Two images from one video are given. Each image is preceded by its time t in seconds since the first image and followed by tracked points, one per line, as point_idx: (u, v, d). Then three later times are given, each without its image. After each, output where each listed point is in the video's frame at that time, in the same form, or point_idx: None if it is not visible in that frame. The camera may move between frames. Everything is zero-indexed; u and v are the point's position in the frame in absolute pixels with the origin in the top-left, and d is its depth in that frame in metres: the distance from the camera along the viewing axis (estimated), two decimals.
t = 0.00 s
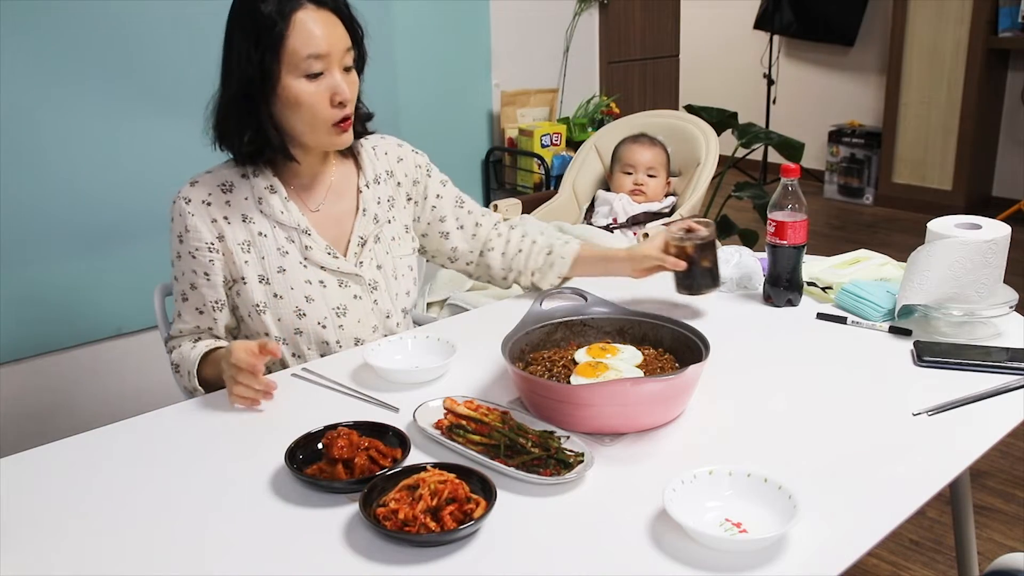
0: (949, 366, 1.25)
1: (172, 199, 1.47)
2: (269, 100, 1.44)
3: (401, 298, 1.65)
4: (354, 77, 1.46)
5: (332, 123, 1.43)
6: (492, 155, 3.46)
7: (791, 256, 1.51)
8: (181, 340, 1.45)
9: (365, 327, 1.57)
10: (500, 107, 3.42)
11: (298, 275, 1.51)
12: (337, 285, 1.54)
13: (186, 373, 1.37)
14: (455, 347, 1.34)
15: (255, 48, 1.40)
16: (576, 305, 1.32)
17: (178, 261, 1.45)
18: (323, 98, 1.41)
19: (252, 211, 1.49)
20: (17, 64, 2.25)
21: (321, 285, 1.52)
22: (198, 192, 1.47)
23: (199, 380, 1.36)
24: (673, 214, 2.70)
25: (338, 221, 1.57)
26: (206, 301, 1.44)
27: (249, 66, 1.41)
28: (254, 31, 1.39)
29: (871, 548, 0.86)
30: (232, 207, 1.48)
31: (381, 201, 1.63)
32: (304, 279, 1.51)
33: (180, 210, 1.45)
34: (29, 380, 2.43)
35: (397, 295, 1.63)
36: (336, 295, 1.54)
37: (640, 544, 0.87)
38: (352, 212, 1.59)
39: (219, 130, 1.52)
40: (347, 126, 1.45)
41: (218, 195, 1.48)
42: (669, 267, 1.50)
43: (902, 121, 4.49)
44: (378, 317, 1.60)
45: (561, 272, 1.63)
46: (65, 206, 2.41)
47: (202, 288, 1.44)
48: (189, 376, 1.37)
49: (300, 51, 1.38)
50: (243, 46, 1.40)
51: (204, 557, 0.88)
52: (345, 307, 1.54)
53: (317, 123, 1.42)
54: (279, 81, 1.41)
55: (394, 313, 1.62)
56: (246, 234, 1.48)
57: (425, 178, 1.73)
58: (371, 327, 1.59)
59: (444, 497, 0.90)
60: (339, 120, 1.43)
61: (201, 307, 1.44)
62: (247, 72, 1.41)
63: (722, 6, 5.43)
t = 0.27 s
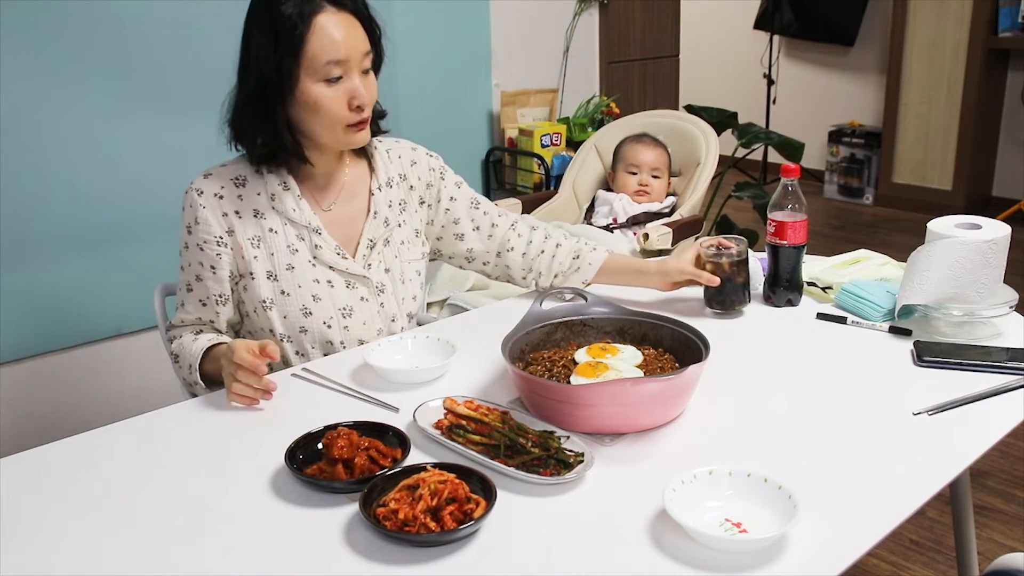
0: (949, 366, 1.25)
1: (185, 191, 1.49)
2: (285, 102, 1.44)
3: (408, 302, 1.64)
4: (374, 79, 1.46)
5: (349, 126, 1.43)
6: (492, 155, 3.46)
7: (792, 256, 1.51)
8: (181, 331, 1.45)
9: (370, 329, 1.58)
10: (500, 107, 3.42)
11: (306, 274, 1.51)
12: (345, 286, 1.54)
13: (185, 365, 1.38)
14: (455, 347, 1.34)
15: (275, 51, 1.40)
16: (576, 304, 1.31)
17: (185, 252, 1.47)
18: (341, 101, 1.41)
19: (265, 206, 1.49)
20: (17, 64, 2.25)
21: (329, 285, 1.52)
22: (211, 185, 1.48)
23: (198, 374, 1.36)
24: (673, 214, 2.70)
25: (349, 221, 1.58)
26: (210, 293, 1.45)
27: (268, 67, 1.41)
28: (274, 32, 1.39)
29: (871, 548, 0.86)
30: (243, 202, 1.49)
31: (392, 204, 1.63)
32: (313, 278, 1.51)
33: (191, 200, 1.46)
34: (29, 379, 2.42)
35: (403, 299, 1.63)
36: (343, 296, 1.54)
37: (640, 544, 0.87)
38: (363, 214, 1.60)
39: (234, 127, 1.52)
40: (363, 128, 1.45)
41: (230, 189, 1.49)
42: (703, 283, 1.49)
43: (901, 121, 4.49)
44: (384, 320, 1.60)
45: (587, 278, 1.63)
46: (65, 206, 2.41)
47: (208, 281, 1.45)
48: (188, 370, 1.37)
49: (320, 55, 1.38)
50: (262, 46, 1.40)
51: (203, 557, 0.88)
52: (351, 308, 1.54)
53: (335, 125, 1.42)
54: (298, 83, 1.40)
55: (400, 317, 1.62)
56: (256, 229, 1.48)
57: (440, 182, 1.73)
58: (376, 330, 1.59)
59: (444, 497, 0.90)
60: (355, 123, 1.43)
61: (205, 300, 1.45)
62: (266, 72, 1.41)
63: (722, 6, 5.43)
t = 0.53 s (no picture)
0: (949, 366, 1.25)
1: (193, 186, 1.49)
2: (298, 103, 1.43)
3: (412, 304, 1.65)
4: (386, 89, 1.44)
5: (354, 134, 1.43)
6: (492, 155, 3.46)
7: (792, 256, 1.51)
8: (183, 326, 1.45)
9: (373, 330, 1.57)
10: (500, 107, 3.41)
11: (311, 273, 1.51)
12: (350, 286, 1.54)
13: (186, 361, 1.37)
14: (455, 347, 1.34)
15: (291, 54, 1.39)
16: (576, 304, 1.31)
17: (190, 247, 1.47)
18: (348, 110, 1.40)
19: (273, 204, 1.50)
20: (18, 64, 2.25)
21: (334, 285, 1.53)
22: (220, 180, 1.49)
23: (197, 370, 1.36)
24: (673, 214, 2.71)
25: (356, 222, 1.58)
26: (214, 289, 1.45)
27: (284, 68, 1.40)
28: (293, 35, 1.37)
29: (872, 548, 0.86)
30: (252, 199, 1.49)
31: (399, 207, 1.64)
32: (317, 277, 1.51)
33: (200, 195, 1.47)
34: (30, 379, 2.43)
35: (408, 301, 1.63)
36: (347, 296, 1.54)
37: (640, 544, 0.87)
38: (370, 215, 1.60)
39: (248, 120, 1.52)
40: (370, 136, 1.44)
41: (239, 186, 1.49)
42: (711, 290, 1.47)
43: (901, 121, 4.49)
44: (387, 321, 1.60)
45: (593, 283, 1.62)
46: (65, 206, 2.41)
47: (213, 277, 1.45)
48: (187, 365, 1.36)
49: (333, 64, 1.37)
50: (280, 47, 1.39)
51: (202, 556, 0.88)
52: (355, 309, 1.55)
53: (340, 131, 1.42)
54: (311, 86, 1.40)
55: (403, 318, 1.62)
56: (264, 226, 1.49)
57: (447, 185, 1.72)
58: (379, 331, 1.59)
59: (444, 497, 0.90)
60: (360, 131, 1.43)
61: (208, 295, 1.45)
62: (281, 73, 1.41)
63: (722, 7, 5.43)
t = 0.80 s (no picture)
0: (949, 366, 1.25)
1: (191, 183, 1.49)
2: (286, 101, 1.45)
3: (410, 304, 1.64)
4: (374, 102, 1.43)
5: (332, 141, 1.43)
6: (492, 155, 3.46)
7: (792, 256, 1.51)
8: (178, 324, 1.44)
9: (370, 329, 1.57)
10: (500, 107, 3.41)
11: (309, 271, 1.51)
12: (347, 285, 1.54)
13: (184, 359, 1.37)
14: (455, 347, 1.34)
15: (281, 52, 1.40)
16: (576, 304, 1.31)
17: (187, 244, 1.47)
18: (328, 118, 1.40)
19: (270, 203, 1.50)
20: (18, 64, 2.25)
21: (332, 284, 1.53)
22: (219, 177, 1.49)
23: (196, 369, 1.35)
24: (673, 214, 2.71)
25: (353, 222, 1.58)
26: (212, 287, 1.45)
27: (273, 64, 1.42)
28: (285, 35, 1.39)
29: (872, 548, 0.87)
30: (250, 196, 1.49)
31: (397, 207, 1.64)
32: (315, 276, 1.51)
33: (198, 192, 1.46)
34: (30, 379, 2.42)
35: (406, 301, 1.63)
36: (345, 294, 1.54)
37: (640, 544, 0.87)
38: (368, 216, 1.61)
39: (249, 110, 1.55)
40: (349, 146, 1.44)
41: (237, 184, 1.49)
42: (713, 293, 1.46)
43: (901, 121, 4.49)
44: (385, 320, 1.59)
45: (593, 285, 1.62)
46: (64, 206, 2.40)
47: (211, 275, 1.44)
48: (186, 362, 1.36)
49: (315, 71, 1.37)
50: (272, 43, 1.41)
51: (202, 556, 0.88)
52: (352, 308, 1.54)
53: (318, 136, 1.42)
54: (296, 87, 1.41)
55: (401, 318, 1.62)
56: (260, 225, 1.49)
57: (445, 184, 1.72)
58: (377, 330, 1.58)
59: (444, 497, 0.90)
60: (339, 140, 1.42)
61: (206, 293, 1.45)
62: (270, 69, 1.42)
63: (722, 7, 5.43)
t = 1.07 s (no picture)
0: (949, 366, 1.25)
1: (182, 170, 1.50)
2: (268, 102, 1.45)
3: (400, 298, 1.64)
4: (357, 104, 1.44)
5: (314, 142, 1.44)
6: (492, 155, 3.46)
7: (792, 256, 1.51)
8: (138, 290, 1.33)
9: (361, 323, 1.57)
10: (500, 107, 3.41)
11: (298, 265, 1.51)
12: (337, 280, 1.54)
13: (162, 315, 1.28)
14: (455, 347, 1.34)
15: (263, 53, 1.40)
16: (576, 304, 1.31)
17: (166, 222, 1.42)
18: (310, 119, 1.40)
19: (260, 196, 1.51)
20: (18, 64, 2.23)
21: (321, 278, 1.53)
22: (213, 165, 1.50)
23: (180, 328, 1.26)
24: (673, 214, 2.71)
25: (343, 217, 1.59)
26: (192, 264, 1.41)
27: (256, 64, 1.42)
28: (267, 36, 1.39)
29: (872, 549, 0.87)
30: (242, 186, 1.51)
31: (387, 201, 1.65)
32: (304, 270, 1.52)
33: (190, 175, 1.48)
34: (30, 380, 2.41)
35: (396, 295, 1.63)
36: (335, 288, 1.54)
37: (639, 544, 0.87)
38: (358, 211, 1.61)
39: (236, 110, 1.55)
40: (332, 147, 1.45)
41: (229, 174, 1.50)
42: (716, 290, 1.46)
43: (902, 121, 4.49)
44: (374, 314, 1.59)
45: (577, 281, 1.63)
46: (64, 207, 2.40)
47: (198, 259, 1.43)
48: (169, 320, 1.27)
49: (297, 71, 1.37)
50: (256, 43, 1.41)
51: (202, 556, 0.88)
52: (342, 302, 1.54)
53: (300, 137, 1.43)
54: (279, 87, 1.41)
55: (392, 311, 1.62)
56: (250, 216, 1.50)
57: (433, 182, 1.74)
58: (366, 324, 1.58)
59: (444, 497, 0.91)
60: (321, 141, 1.43)
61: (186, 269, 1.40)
62: (253, 69, 1.43)
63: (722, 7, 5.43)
